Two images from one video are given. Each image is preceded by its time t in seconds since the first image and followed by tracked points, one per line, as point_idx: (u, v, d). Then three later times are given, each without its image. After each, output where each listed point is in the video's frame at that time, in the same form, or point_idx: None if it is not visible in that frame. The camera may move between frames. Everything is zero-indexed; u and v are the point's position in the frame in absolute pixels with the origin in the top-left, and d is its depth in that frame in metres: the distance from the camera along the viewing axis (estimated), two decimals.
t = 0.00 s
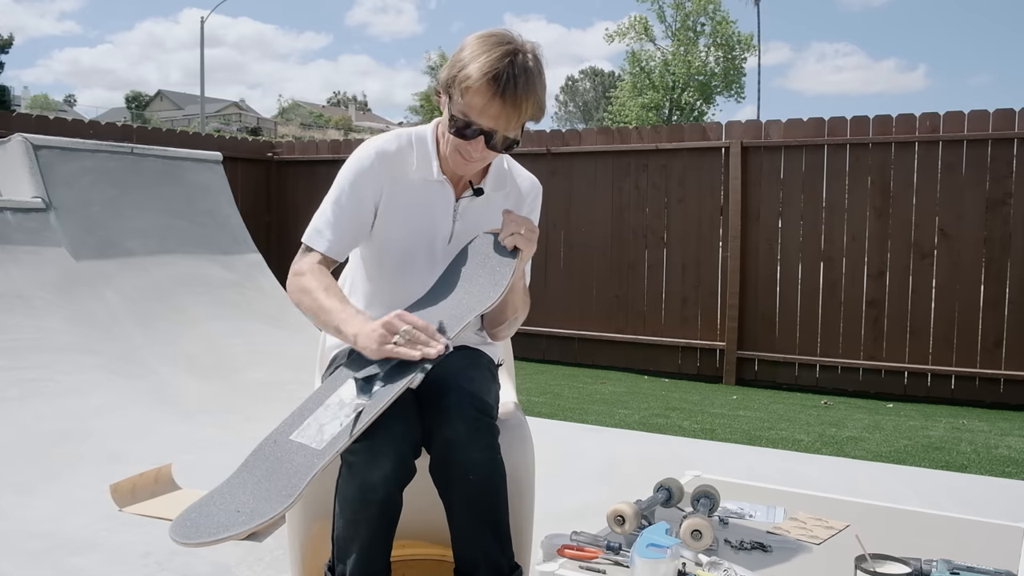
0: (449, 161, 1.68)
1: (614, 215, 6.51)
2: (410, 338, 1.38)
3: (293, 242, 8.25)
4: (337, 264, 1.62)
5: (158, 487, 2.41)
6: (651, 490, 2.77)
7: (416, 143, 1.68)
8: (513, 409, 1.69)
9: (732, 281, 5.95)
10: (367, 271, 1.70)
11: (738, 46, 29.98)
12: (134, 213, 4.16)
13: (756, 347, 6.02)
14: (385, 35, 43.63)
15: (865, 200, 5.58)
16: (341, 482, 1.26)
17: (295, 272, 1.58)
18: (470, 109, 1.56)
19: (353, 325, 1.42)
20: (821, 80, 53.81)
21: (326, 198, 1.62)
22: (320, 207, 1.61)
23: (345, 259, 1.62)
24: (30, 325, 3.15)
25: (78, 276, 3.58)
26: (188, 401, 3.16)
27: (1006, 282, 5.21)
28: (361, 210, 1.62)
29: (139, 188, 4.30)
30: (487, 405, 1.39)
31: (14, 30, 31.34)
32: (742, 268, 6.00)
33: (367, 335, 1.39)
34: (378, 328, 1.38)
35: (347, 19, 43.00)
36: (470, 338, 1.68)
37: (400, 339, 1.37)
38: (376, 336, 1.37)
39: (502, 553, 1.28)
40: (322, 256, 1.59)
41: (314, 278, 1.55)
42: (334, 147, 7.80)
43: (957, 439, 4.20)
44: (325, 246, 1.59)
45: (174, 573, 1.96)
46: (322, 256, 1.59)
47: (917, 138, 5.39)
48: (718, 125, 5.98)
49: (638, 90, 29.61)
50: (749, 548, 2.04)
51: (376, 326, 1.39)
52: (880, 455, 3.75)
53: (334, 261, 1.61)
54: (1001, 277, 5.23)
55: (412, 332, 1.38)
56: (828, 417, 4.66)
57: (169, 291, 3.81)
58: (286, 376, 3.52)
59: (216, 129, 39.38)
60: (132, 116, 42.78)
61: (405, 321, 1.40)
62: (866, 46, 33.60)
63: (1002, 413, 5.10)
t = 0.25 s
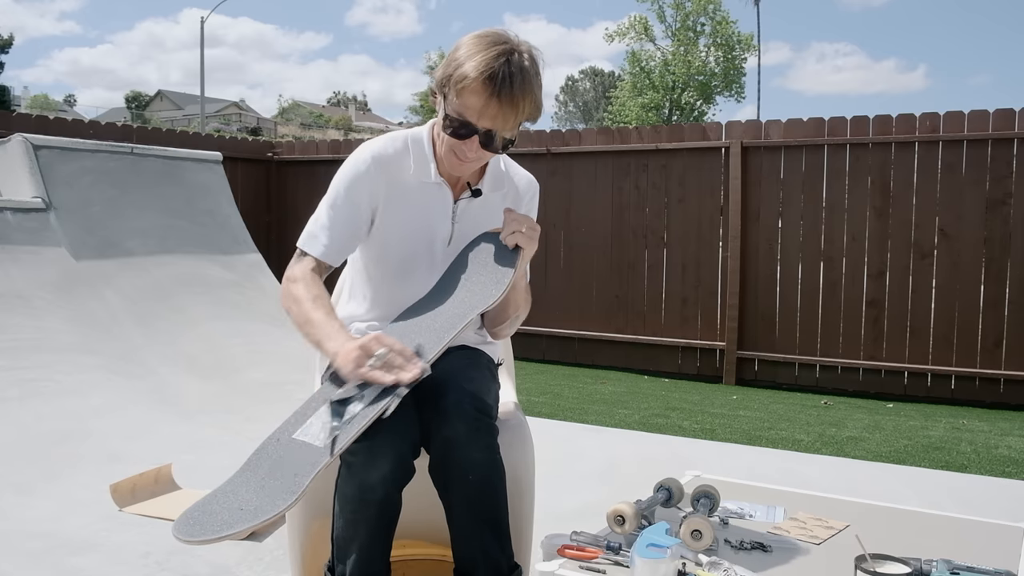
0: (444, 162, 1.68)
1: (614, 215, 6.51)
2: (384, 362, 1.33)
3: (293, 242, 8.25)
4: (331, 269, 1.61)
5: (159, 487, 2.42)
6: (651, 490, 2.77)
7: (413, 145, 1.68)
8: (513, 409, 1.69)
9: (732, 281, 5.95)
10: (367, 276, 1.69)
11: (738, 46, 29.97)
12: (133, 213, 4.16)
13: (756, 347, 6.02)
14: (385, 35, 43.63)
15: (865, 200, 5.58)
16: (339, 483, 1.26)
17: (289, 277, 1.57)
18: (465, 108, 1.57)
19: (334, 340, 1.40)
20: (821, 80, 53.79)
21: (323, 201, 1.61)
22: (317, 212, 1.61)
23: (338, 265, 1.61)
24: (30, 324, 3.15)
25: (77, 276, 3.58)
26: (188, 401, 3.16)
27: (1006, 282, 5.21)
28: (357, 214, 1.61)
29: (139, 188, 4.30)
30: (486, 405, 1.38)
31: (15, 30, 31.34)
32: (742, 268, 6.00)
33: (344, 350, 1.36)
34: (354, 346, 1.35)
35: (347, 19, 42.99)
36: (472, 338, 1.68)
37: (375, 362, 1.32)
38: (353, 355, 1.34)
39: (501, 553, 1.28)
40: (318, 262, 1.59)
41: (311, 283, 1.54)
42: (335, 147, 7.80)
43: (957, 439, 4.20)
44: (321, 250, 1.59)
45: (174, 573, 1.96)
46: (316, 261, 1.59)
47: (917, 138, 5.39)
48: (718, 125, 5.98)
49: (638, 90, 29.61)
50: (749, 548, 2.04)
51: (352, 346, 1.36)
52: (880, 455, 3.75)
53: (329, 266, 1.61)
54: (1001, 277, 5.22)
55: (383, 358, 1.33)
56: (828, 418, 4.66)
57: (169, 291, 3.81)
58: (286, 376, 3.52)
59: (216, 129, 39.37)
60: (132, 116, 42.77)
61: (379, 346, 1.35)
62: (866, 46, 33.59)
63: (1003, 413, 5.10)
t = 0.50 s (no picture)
0: (438, 161, 1.68)
1: (614, 215, 6.51)
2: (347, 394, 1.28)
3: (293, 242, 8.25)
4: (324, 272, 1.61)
5: (159, 487, 2.47)
6: (651, 490, 2.77)
7: (408, 147, 1.67)
8: (513, 409, 1.69)
9: (732, 281, 5.95)
10: (365, 278, 1.69)
11: (738, 46, 29.97)
12: (133, 213, 4.16)
13: (756, 347, 6.02)
14: (385, 35, 43.62)
15: (865, 201, 5.58)
16: (339, 483, 1.26)
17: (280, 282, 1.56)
18: (457, 106, 1.57)
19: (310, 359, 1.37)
20: (821, 80, 53.79)
21: (316, 205, 1.62)
22: (311, 215, 1.61)
23: (329, 266, 1.60)
24: (30, 324, 3.15)
25: (78, 276, 3.58)
26: (188, 401, 3.16)
27: (1006, 282, 5.21)
28: (351, 217, 1.61)
29: (139, 188, 4.30)
30: (486, 405, 1.38)
31: (15, 30, 31.35)
32: (742, 268, 6.00)
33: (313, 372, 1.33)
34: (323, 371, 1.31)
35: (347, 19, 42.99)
36: (472, 337, 1.67)
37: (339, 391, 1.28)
38: (321, 381, 1.30)
39: (501, 554, 1.28)
40: (309, 264, 1.59)
41: (301, 286, 1.53)
42: (334, 147, 7.80)
43: (957, 439, 4.20)
44: (313, 252, 1.58)
45: (174, 573, 1.96)
46: (308, 262, 1.59)
47: (917, 138, 5.39)
48: (719, 125, 5.98)
49: (638, 90, 29.60)
50: (749, 548, 2.04)
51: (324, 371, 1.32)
52: (880, 455, 3.75)
53: (322, 268, 1.60)
54: (1001, 277, 5.22)
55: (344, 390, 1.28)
56: (828, 418, 4.66)
57: (169, 291, 3.81)
58: (286, 376, 3.52)
59: (216, 129, 39.37)
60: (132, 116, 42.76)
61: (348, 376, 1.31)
62: (866, 46, 33.59)
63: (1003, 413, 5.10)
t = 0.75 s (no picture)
0: (435, 163, 1.67)
1: (614, 215, 6.51)
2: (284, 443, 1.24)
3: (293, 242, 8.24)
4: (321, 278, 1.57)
5: (159, 487, 2.47)
6: (651, 490, 2.77)
7: (406, 149, 1.68)
8: (513, 408, 1.69)
9: (732, 281, 5.95)
10: (366, 281, 1.68)
11: (738, 46, 29.98)
12: (133, 213, 4.16)
13: (756, 347, 6.02)
14: (385, 35, 43.62)
15: (865, 201, 5.58)
16: (338, 483, 1.26)
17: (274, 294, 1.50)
18: (454, 106, 1.57)
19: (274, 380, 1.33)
20: (821, 80, 53.77)
21: (314, 210, 1.61)
22: (310, 220, 1.60)
23: (329, 270, 1.58)
24: (30, 324, 3.15)
25: (77, 276, 3.58)
26: (188, 401, 3.16)
27: (1006, 282, 5.21)
28: (351, 221, 1.60)
29: (139, 188, 4.30)
30: (486, 405, 1.38)
31: (15, 30, 31.35)
32: (742, 268, 6.00)
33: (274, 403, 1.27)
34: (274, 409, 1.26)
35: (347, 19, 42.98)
36: (473, 336, 1.67)
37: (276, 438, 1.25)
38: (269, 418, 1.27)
39: (501, 553, 1.28)
40: (307, 269, 1.54)
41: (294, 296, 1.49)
42: (334, 147, 7.80)
43: (957, 439, 4.20)
44: (311, 256, 1.55)
45: (174, 573, 1.96)
46: (305, 266, 1.55)
47: (917, 138, 5.39)
48: (719, 125, 5.98)
49: (638, 90, 29.60)
50: (749, 548, 2.04)
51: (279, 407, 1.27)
52: (880, 455, 3.75)
53: (320, 273, 1.57)
54: (1001, 277, 5.22)
55: (285, 437, 1.24)
56: (828, 417, 4.66)
57: (169, 291, 3.81)
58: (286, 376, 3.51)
59: (216, 129, 39.36)
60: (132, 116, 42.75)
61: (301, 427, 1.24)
62: (866, 46, 33.58)
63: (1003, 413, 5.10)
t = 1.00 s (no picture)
0: (434, 153, 1.66)
1: (614, 215, 6.51)
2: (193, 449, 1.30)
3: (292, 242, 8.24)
4: (315, 267, 1.55)
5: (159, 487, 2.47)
6: (651, 490, 2.77)
7: (402, 145, 1.67)
8: (513, 408, 1.69)
9: (732, 281, 5.95)
10: (361, 277, 1.67)
11: (738, 46, 29.99)
12: (133, 213, 4.16)
13: (757, 347, 6.02)
14: (385, 35, 43.63)
15: (865, 201, 5.58)
16: (338, 483, 1.27)
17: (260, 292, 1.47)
18: (451, 91, 1.55)
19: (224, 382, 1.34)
20: (821, 80, 53.77)
21: (307, 205, 1.60)
22: (303, 211, 1.60)
23: (322, 260, 1.56)
24: (30, 324, 3.15)
25: (77, 276, 3.58)
26: (188, 401, 3.16)
27: (1006, 282, 5.21)
28: (344, 215, 1.60)
29: (139, 188, 4.30)
30: (488, 406, 1.38)
31: (16, 31, 31.36)
32: (742, 268, 6.00)
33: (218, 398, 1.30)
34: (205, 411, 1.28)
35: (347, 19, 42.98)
36: (471, 337, 1.67)
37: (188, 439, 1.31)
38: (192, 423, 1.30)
39: (502, 554, 1.28)
40: (300, 257, 1.52)
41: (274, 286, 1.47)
42: (334, 147, 7.80)
43: (957, 439, 4.20)
44: (305, 246, 1.54)
45: (174, 573, 1.96)
46: (297, 256, 1.52)
47: (917, 138, 5.39)
48: (718, 125, 5.98)
49: (638, 90, 29.59)
50: (749, 548, 2.04)
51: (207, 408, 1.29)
52: (880, 455, 3.75)
53: (314, 262, 1.55)
54: (1001, 277, 5.22)
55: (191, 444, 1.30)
56: (828, 417, 4.66)
57: (169, 291, 3.81)
58: (286, 376, 3.52)
59: (216, 129, 39.37)
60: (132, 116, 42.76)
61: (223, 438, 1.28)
62: (866, 46, 33.58)
63: (1003, 413, 5.10)
